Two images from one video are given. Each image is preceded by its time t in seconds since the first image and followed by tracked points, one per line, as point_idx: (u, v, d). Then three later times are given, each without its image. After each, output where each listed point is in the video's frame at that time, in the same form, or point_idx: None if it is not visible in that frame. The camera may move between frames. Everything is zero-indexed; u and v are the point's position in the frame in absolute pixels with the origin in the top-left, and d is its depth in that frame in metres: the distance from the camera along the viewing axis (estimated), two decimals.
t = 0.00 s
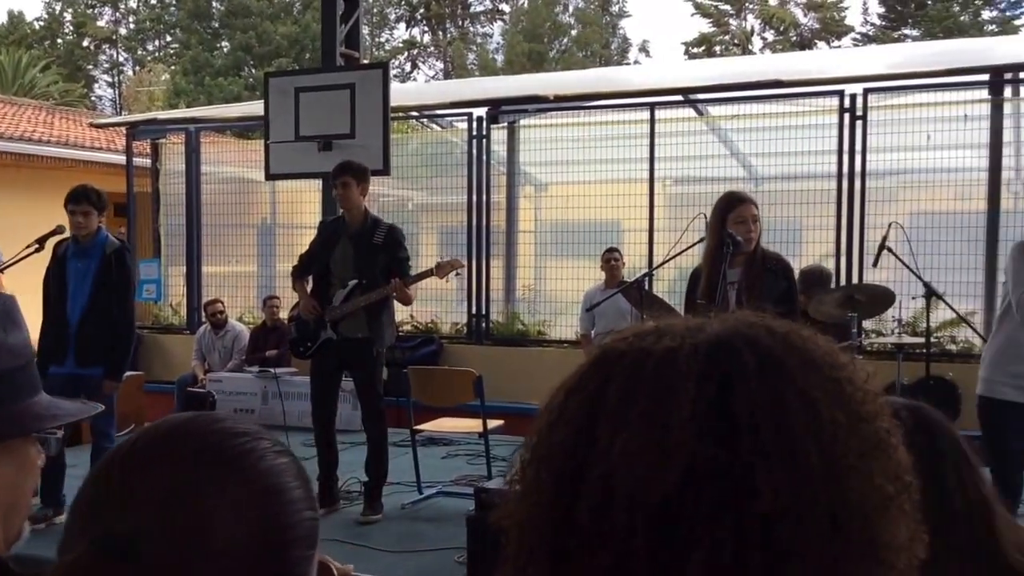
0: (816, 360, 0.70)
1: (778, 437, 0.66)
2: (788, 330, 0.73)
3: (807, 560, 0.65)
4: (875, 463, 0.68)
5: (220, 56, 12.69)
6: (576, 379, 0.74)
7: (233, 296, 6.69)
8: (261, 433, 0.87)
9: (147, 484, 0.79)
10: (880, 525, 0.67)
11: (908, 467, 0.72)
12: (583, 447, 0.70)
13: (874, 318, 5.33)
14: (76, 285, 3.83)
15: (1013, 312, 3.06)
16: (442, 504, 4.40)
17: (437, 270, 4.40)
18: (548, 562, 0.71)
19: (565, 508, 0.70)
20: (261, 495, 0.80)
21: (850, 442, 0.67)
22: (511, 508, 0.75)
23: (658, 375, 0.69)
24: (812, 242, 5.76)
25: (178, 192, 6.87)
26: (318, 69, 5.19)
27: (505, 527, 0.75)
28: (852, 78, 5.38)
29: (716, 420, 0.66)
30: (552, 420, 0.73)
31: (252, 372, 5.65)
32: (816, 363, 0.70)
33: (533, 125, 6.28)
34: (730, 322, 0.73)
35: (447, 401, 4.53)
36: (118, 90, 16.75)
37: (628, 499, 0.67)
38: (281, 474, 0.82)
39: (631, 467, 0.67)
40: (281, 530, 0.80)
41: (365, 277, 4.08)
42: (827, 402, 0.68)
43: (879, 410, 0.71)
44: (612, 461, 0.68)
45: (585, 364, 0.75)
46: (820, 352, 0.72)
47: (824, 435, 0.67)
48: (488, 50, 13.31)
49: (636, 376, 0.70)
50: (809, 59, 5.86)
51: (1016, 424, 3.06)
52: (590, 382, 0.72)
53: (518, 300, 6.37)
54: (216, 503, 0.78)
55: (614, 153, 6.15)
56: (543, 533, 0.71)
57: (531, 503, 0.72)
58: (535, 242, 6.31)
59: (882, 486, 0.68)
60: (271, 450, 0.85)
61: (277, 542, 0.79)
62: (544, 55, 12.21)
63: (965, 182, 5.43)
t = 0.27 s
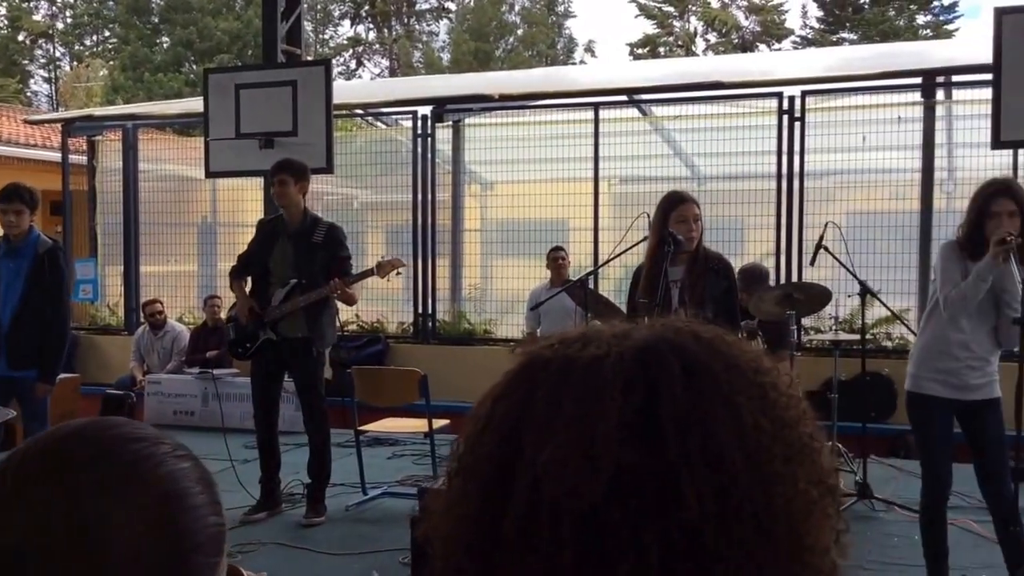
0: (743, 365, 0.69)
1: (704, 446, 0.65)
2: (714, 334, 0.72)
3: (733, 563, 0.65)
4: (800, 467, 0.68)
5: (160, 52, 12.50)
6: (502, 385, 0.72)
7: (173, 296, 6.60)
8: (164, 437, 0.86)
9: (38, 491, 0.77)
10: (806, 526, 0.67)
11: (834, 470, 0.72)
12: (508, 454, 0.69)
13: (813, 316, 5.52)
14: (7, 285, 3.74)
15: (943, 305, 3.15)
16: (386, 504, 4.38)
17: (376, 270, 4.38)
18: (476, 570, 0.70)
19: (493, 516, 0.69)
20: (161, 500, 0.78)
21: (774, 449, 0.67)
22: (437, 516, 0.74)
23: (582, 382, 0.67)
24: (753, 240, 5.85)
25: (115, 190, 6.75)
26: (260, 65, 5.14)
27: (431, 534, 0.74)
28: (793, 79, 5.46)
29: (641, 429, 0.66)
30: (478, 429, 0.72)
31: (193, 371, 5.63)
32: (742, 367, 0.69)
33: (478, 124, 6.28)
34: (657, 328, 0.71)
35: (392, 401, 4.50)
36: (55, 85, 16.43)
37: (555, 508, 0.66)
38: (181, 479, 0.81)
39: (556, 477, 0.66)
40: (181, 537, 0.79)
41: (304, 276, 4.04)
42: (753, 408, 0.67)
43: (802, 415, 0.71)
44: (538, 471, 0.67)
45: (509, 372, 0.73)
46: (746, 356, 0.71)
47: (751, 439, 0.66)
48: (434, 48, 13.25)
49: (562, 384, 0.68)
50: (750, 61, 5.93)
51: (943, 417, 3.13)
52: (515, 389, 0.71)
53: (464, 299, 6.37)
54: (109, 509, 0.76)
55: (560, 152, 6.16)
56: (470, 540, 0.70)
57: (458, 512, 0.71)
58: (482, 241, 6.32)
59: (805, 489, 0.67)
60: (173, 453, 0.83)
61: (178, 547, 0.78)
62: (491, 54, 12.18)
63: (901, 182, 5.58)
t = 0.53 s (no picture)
0: (683, 364, 0.73)
1: (646, 445, 0.70)
2: (653, 333, 0.76)
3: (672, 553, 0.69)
4: (738, 463, 0.72)
5: (99, 47, 12.29)
6: (446, 384, 0.75)
7: (112, 295, 6.50)
8: (80, 443, 0.85)
9: None
10: (742, 518, 0.71)
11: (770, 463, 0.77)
12: (451, 450, 0.72)
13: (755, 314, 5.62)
14: None
15: (877, 304, 3.26)
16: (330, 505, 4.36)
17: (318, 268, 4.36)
18: (423, 563, 0.73)
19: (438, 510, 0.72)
20: (75, 506, 0.77)
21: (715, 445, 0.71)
22: (382, 509, 0.77)
23: (527, 381, 0.71)
24: (699, 239, 5.93)
25: (51, 187, 6.63)
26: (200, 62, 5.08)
27: (378, 527, 0.77)
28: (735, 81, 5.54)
29: (583, 427, 0.69)
30: (422, 426, 0.75)
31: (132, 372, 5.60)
32: (682, 367, 0.73)
33: (423, 122, 6.26)
34: (597, 328, 0.75)
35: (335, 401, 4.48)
36: None
37: (501, 503, 0.70)
38: (98, 485, 0.80)
39: (502, 474, 0.69)
40: (97, 542, 0.78)
41: (244, 276, 4.01)
42: (692, 406, 0.72)
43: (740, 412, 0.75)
44: (484, 467, 0.70)
45: (453, 370, 0.76)
46: (685, 355, 0.75)
47: (690, 436, 0.71)
48: (379, 46, 13.19)
49: (507, 384, 0.71)
50: (691, 62, 6.00)
51: (883, 412, 3.20)
52: (459, 388, 0.74)
53: (409, 297, 6.36)
54: (21, 510, 0.75)
55: (506, 151, 6.17)
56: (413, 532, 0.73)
57: (403, 506, 0.74)
58: (428, 240, 6.31)
59: (741, 484, 0.72)
60: (92, 462, 0.82)
61: (90, 555, 0.77)
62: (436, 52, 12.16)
63: (839, 183, 5.71)
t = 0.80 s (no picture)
0: (619, 360, 0.73)
1: (581, 441, 0.69)
2: (592, 329, 0.76)
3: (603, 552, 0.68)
4: (673, 458, 0.72)
5: (40, 43, 12.08)
6: (382, 378, 0.74)
7: (53, 294, 6.40)
8: (7, 446, 0.84)
9: None
10: (676, 517, 0.71)
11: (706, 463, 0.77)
12: (383, 443, 0.71)
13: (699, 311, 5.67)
14: None
15: (824, 302, 3.37)
16: (275, 505, 4.32)
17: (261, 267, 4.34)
18: (351, 559, 0.71)
19: (366, 503, 0.71)
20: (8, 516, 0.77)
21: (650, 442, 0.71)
22: (315, 505, 0.75)
23: (461, 374, 0.70)
24: (646, 238, 5.98)
25: None
26: (143, 58, 5.00)
27: (310, 525, 0.75)
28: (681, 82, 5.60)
29: (517, 421, 0.69)
30: (358, 419, 0.74)
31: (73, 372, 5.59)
32: (621, 363, 0.73)
33: (371, 121, 6.24)
34: (537, 323, 0.74)
35: (281, 400, 4.45)
36: None
37: (432, 497, 0.68)
38: (28, 487, 0.80)
39: (433, 467, 0.68)
40: (26, 547, 0.78)
41: (186, 274, 3.97)
42: (628, 402, 0.71)
43: (677, 410, 0.75)
44: (416, 459, 0.69)
45: (390, 364, 0.75)
46: (622, 351, 0.74)
47: (626, 430, 0.70)
48: (327, 43, 13.11)
49: (443, 376, 0.71)
50: (638, 63, 6.05)
51: (834, 406, 3.30)
52: (394, 381, 0.73)
53: (357, 296, 6.34)
54: None
55: (453, 150, 6.18)
56: (344, 525, 0.72)
57: (334, 501, 0.73)
58: (376, 239, 6.29)
59: (676, 479, 0.71)
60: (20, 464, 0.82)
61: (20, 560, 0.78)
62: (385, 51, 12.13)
63: (783, 183, 5.78)
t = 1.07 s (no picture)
0: (551, 357, 0.70)
1: (510, 438, 0.66)
2: (525, 325, 0.73)
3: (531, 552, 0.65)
4: (603, 455, 0.68)
5: None
6: (311, 376, 0.72)
7: None
8: None
9: None
10: (609, 515, 0.68)
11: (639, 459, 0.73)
12: (313, 443, 0.68)
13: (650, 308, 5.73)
14: None
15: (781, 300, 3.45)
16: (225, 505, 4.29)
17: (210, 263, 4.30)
18: (282, 561, 0.69)
19: (294, 504, 0.68)
20: None
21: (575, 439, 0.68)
22: (244, 507, 0.72)
23: (390, 371, 0.67)
24: (598, 236, 6.03)
25: None
26: (90, 54, 4.95)
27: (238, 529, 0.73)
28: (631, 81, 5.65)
29: (444, 418, 0.66)
30: (287, 416, 0.71)
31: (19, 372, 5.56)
32: (553, 360, 0.70)
33: (322, 118, 6.22)
34: (469, 320, 0.71)
35: (231, 399, 4.42)
36: None
37: (357, 497, 0.66)
38: None
39: (360, 466, 0.66)
40: None
41: (132, 272, 3.92)
42: (558, 398, 0.68)
43: (610, 406, 0.72)
44: (344, 458, 0.66)
45: (322, 363, 0.73)
46: (555, 346, 0.71)
47: (556, 428, 0.67)
48: (279, 40, 13.02)
49: (370, 375, 0.68)
50: (588, 62, 6.08)
51: (796, 401, 3.36)
52: (324, 379, 0.70)
53: (308, 293, 6.33)
54: None
55: (406, 147, 6.17)
56: (273, 527, 0.69)
57: (262, 502, 0.70)
58: (328, 236, 6.27)
59: (609, 477, 0.68)
60: None
61: None
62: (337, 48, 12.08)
63: (731, 180, 5.86)
